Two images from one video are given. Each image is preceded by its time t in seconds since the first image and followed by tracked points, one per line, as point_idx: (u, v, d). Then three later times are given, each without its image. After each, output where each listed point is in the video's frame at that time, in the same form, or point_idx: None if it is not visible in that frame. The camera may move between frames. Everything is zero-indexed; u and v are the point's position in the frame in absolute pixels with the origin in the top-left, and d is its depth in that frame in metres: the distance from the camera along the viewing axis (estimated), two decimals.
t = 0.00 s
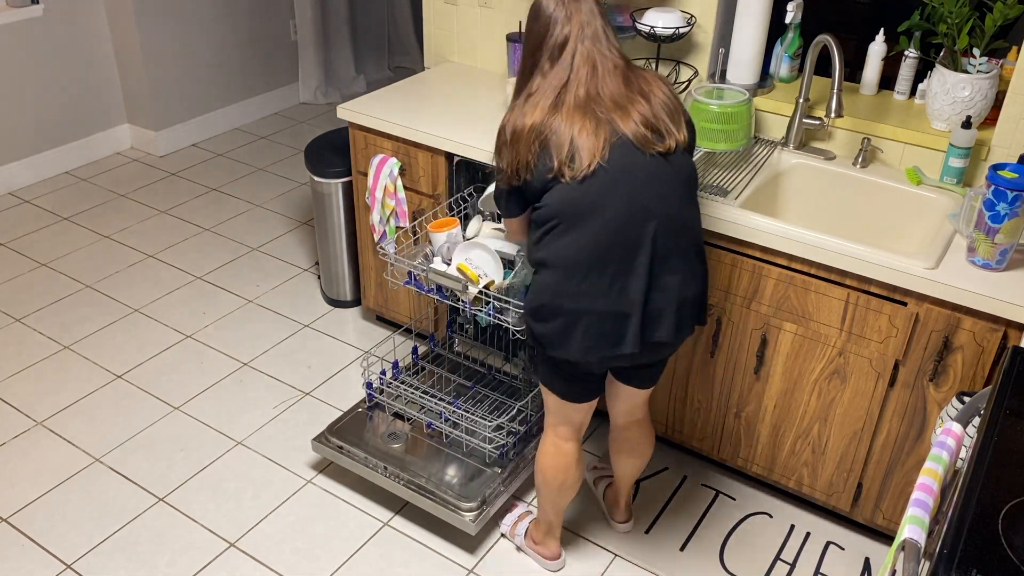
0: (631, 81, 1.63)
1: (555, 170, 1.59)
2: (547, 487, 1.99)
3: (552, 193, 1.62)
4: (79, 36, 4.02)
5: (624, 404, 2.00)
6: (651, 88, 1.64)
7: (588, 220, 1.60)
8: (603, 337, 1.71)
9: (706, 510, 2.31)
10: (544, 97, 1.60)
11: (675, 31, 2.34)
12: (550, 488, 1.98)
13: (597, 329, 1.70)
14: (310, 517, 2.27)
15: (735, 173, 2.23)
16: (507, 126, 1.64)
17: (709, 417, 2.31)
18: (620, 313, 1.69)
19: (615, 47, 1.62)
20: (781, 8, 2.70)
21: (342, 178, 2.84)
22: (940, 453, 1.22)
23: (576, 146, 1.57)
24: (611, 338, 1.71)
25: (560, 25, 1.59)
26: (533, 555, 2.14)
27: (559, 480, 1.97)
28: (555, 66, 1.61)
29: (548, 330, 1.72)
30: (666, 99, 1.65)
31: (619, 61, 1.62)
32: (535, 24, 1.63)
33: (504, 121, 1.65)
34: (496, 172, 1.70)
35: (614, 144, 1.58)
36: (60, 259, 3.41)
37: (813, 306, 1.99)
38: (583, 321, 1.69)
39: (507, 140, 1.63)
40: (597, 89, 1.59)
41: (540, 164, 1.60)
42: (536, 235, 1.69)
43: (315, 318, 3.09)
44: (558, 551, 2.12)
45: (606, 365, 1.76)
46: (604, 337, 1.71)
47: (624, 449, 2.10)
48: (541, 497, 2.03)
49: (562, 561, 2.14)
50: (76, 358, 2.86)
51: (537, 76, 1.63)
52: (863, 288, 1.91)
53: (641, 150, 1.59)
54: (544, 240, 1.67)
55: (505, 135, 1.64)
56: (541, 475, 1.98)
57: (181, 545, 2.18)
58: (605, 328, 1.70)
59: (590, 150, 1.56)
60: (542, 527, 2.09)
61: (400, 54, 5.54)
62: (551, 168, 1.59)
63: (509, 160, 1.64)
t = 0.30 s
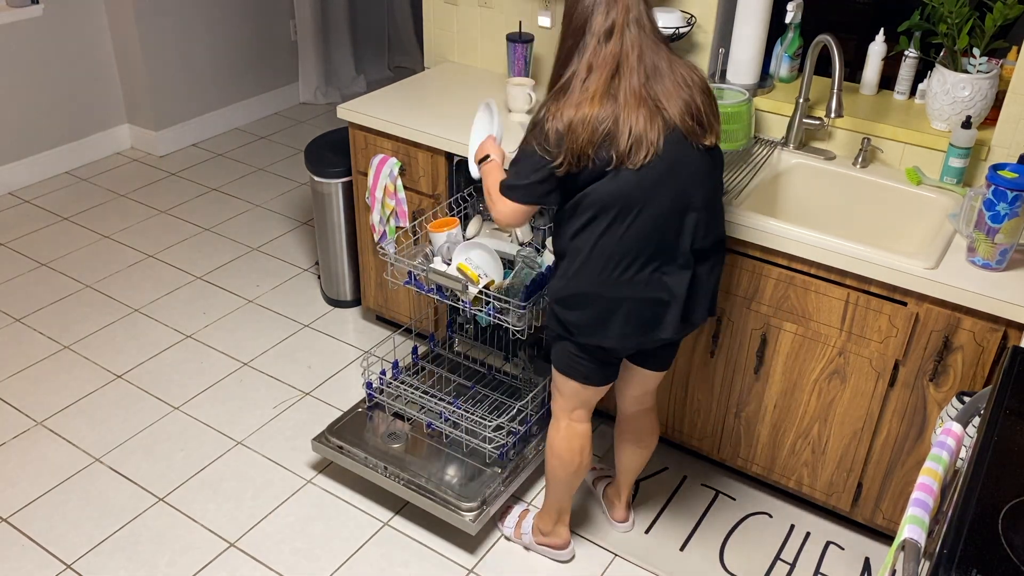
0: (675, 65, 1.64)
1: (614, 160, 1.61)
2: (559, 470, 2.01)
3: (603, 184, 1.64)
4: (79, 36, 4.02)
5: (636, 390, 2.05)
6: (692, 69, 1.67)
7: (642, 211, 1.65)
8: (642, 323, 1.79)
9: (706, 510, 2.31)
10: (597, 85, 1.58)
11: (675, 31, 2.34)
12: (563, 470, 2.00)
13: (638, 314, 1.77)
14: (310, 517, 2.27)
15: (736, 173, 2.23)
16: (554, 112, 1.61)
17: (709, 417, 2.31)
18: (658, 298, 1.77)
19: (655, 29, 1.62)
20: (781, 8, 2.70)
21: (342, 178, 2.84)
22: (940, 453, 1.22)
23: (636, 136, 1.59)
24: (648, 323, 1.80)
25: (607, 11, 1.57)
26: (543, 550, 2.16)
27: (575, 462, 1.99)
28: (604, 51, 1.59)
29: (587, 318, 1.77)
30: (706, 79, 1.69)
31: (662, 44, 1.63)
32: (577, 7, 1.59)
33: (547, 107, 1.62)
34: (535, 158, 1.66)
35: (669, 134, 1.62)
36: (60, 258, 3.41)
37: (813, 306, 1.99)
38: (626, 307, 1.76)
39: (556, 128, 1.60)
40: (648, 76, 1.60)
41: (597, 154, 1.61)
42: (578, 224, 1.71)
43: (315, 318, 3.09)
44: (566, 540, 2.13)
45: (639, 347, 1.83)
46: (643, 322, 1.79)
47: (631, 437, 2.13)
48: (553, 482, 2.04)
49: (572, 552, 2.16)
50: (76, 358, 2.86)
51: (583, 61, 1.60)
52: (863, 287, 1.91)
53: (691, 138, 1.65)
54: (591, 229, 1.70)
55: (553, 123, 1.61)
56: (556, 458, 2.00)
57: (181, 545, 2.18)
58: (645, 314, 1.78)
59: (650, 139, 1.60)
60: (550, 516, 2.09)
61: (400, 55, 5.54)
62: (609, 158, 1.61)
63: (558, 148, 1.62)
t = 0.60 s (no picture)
0: (682, 69, 1.65)
1: (610, 158, 1.62)
2: (561, 470, 2.01)
3: (602, 182, 1.64)
4: (79, 36, 4.02)
5: (638, 391, 2.04)
6: (700, 75, 1.67)
7: (641, 211, 1.65)
8: (642, 324, 1.78)
9: (706, 510, 2.31)
10: (598, 83, 1.61)
11: (676, 31, 2.34)
12: (566, 470, 2.00)
13: (638, 316, 1.76)
14: (310, 517, 2.27)
15: (736, 173, 2.23)
16: (556, 107, 1.64)
17: (709, 417, 2.31)
18: (659, 299, 1.76)
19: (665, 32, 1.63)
20: (781, 8, 2.70)
21: (342, 178, 2.84)
22: (940, 453, 1.22)
23: (633, 135, 1.60)
24: (648, 325, 1.79)
25: (614, 11, 1.59)
26: (544, 550, 2.16)
27: (577, 461, 1.99)
28: (609, 50, 1.61)
29: (588, 317, 1.77)
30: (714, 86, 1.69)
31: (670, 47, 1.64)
32: (586, 6, 1.62)
33: (550, 102, 1.65)
34: (537, 150, 1.70)
35: (668, 135, 1.62)
36: (60, 258, 3.41)
37: (813, 305, 1.99)
38: (625, 308, 1.75)
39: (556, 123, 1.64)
40: (650, 77, 1.61)
41: (594, 151, 1.62)
42: (579, 221, 1.71)
43: (315, 318, 3.09)
44: (568, 540, 2.14)
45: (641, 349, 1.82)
46: (643, 323, 1.78)
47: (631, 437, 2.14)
48: (555, 482, 2.04)
49: (573, 551, 2.17)
50: (76, 358, 2.86)
51: (588, 59, 1.63)
52: (863, 287, 1.91)
53: (692, 142, 1.64)
54: (592, 228, 1.70)
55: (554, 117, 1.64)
56: (558, 458, 2.00)
57: (181, 545, 2.18)
58: (645, 315, 1.77)
59: (647, 139, 1.60)
60: (551, 515, 2.09)
61: (400, 54, 5.54)
62: (605, 156, 1.62)
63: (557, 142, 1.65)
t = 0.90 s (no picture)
0: (682, 68, 1.65)
1: (609, 157, 1.62)
2: (561, 469, 2.01)
3: (601, 182, 1.65)
4: (79, 36, 4.02)
5: (640, 391, 2.04)
6: (701, 75, 1.67)
7: (640, 210, 1.65)
8: (641, 323, 1.78)
9: (706, 510, 2.31)
10: (598, 82, 1.61)
11: (676, 31, 2.34)
12: (566, 470, 2.00)
13: (637, 315, 1.76)
14: (310, 517, 2.27)
15: (736, 172, 2.23)
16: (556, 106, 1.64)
17: (709, 417, 2.31)
18: (659, 298, 1.75)
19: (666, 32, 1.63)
20: (781, 8, 2.70)
21: (342, 178, 2.84)
22: (940, 453, 1.22)
23: (633, 135, 1.60)
24: (647, 324, 1.78)
25: (615, 10, 1.59)
26: (544, 550, 2.16)
27: (578, 461, 1.99)
28: (609, 49, 1.61)
29: (587, 315, 1.77)
30: (715, 86, 1.69)
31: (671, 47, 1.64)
32: (587, 6, 1.63)
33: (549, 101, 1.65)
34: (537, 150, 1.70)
35: (668, 135, 1.62)
36: (60, 259, 3.41)
37: (813, 306, 1.99)
38: (624, 307, 1.75)
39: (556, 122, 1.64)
40: (650, 77, 1.61)
41: (593, 151, 1.62)
42: (579, 218, 1.71)
43: (315, 318, 3.09)
44: (568, 539, 2.14)
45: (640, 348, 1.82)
46: (642, 323, 1.77)
47: (631, 437, 2.14)
48: (555, 481, 2.03)
49: (573, 551, 2.17)
50: (76, 358, 2.86)
51: (588, 57, 1.63)
52: (863, 288, 1.91)
53: (691, 142, 1.64)
54: (591, 226, 1.70)
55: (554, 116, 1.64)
56: (559, 457, 2.00)
57: (181, 545, 2.18)
58: (644, 314, 1.77)
59: (647, 139, 1.60)
60: (551, 515, 2.09)
61: (400, 54, 5.54)
62: (605, 155, 1.62)
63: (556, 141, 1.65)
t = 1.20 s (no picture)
0: (676, 64, 1.64)
1: (603, 155, 1.63)
2: (559, 468, 2.01)
3: (597, 182, 1.66)
4: (79, 36, 4.02)
5: (637, 390, 2.04)
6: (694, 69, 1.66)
7: (632, 208, 1.65)
8: (637, 321, 1.78)
9: (706, 510, 2.31)
10: (591, 79, 1.60)
11: (675, 31, 2.34)
12: (564, 467, 2.00)
13: (633, 313, 1.76)
14: (310, 517, 2.27)
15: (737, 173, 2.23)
16: (549, 104, 1.64)
17: (709, 417, 2.30)
18: (654, 297, 1.75)
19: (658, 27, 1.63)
20: (781, 8, 2.70)
21: (342, 178, 2.84)
22: (940, 453, 1.22)
23: (626, 133, 1.60)
24: (644, 322, 1.78)
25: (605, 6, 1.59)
26: (544, 550, 2.16)
27: (575, 458, 1.99)
28: (601, 46, 1.61)
29: (585, 314, 1.78)
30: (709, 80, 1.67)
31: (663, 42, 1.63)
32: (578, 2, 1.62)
33: (542, 98, 1.65)
34: (530, 148, 1.70)
35: (662, 132, 1.62)
36: (60, 259, 3.41)
37: (813, 306, 1.99)
38: (620, 305, 1.75)
39: (549, 120, 1.64)
40: (643, 73, 1.61)
41: (586, 149, 1.63)
42: (573, 219, 1.73)
43: (315, 318, 3.09)
44: (568, 538, 2.14)
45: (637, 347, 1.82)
46: (639, 321, 1.78)
47: (629, 436, 2.14)
48: (553, 479, 2.04)
49: (574, 550, 2.17)
50: (76, 358, 2.86)
51: (581, 55, 1.63)
52: (863, 287, 1.91)
53: (686, 138, 1.64)
54: (587, 224, 1.71)
55: (547, 115, 1.64)
56: (556, 455, 2.00)
57: (181, 545, 2.18)
58: (641, 313, 1.77)
59: (640, 137, 1.60)
60: (551, 514, 2.09)
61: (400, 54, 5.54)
62: (598, 152, 1.62)
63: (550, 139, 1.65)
